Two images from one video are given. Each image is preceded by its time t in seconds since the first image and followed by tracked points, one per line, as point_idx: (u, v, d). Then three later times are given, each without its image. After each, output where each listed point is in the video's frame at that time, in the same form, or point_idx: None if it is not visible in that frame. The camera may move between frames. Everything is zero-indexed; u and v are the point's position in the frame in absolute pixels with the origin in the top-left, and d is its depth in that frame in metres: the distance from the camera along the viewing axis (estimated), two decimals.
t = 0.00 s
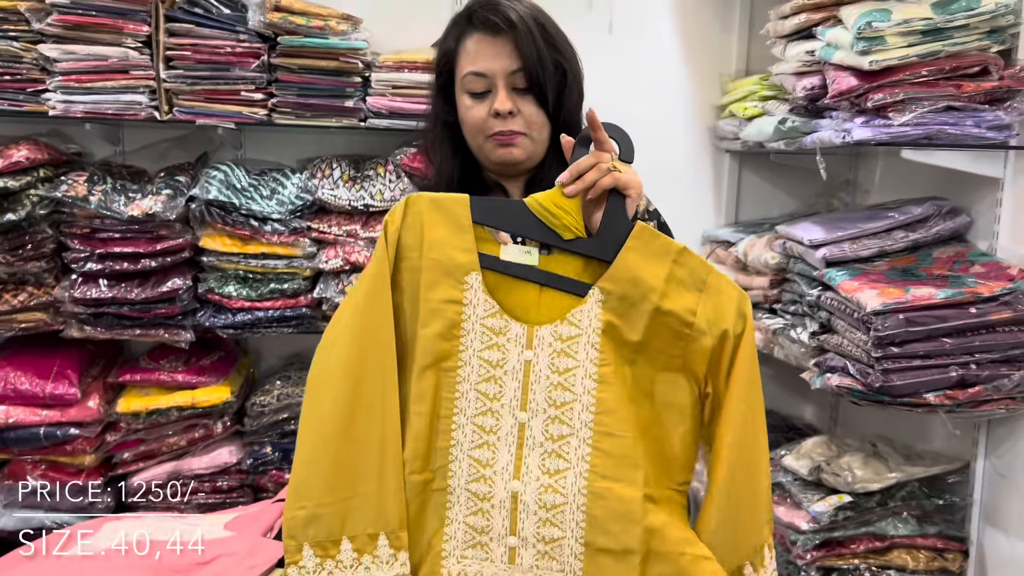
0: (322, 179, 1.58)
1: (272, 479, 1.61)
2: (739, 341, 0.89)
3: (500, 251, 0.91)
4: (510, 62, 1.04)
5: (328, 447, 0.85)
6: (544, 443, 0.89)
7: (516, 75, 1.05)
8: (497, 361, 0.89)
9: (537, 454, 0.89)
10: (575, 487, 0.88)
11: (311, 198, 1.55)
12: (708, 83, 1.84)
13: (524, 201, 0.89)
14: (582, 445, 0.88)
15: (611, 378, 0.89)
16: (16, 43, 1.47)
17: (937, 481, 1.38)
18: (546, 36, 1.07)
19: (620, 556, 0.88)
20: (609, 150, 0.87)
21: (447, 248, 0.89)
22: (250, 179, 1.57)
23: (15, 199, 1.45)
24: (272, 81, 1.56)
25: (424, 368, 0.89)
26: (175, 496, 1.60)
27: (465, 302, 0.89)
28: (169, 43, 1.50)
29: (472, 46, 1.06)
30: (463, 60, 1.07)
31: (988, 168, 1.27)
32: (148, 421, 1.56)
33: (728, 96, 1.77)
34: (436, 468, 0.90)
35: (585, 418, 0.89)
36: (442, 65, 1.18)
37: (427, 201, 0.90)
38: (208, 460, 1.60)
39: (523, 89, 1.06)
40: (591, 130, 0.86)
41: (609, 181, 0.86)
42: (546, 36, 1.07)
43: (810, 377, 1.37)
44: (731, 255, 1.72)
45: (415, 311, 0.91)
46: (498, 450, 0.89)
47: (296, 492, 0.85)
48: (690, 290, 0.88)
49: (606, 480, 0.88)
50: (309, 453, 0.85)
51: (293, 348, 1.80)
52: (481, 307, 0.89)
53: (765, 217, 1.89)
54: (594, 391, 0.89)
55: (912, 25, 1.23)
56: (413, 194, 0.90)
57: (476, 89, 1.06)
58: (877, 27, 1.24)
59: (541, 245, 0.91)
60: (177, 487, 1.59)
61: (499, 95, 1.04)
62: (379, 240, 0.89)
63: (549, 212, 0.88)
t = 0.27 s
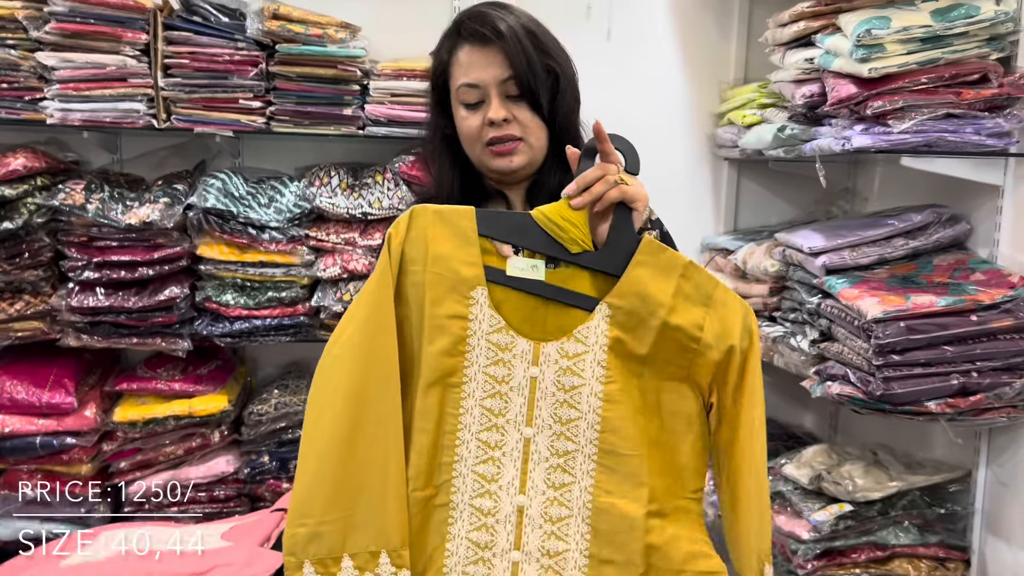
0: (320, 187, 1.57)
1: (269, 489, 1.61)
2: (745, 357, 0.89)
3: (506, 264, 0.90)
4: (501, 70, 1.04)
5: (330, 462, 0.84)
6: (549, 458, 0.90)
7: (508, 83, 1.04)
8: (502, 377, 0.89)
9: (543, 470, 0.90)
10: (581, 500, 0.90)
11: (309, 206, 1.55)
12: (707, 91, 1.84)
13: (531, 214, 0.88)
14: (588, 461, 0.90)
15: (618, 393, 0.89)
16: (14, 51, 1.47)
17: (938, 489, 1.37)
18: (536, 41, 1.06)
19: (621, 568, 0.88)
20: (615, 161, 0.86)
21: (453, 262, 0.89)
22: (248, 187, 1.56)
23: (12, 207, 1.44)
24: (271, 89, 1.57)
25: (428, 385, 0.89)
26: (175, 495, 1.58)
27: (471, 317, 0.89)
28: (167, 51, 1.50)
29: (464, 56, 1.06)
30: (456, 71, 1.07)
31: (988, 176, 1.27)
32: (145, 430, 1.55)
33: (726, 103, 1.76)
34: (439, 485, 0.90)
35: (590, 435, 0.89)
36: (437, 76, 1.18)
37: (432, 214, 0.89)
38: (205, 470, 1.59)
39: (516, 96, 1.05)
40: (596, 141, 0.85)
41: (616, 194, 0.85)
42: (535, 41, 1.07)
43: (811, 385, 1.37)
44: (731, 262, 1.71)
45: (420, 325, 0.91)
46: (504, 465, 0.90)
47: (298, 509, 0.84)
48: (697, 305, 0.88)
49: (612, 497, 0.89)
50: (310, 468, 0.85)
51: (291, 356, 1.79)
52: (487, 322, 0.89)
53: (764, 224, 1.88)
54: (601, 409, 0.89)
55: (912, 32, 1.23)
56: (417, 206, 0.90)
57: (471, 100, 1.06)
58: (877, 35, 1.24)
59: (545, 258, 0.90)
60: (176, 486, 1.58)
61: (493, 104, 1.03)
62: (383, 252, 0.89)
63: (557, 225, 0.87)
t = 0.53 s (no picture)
0: (317, 194, 1.57)
1: (266, 496, 1.59)
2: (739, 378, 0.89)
3: (505, 269, 0.91)
4: (487, 80, 1.03)
5: (330, 464, 0.84)
6: (550, 468, 0.89)
7: (495, 91, 1.04)
8: (503, 383, 0.89)
9: (543, 480, 0.89)
10: (583, 513, 0.89)
11: (306, 212, 1.54)
12: (703, 98, 1.84)
13: (538, 218, 0.88)
14: (590, 472, 0.89)
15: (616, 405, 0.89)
16: (9, 57, 1.46)
17: (937, 497, 1.37)
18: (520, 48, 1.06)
19: None
20: (627, 170, 0.85)
21: (453, 264, 0.89)
22: (245, 194, 1.55)
23: (7, 213, 1.43)
24: (267, 95, 1.56)
25: (427, 388, 0.89)
26: (175, 495, 1.57)
27: (471, 321, 0.88)
28: (164, 57, 1.50)
29: (451, 68, 1.06)
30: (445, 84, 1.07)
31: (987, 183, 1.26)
32: (140, 438, 1.54)
33: (724, 110, 1.76)
34: (438, 491, 0.90)
35: (593, 445, 0.89)
36: (427, 88, 1.17)
37: (433, 215, 0.89)
38: (201, 478, 1.58)
39: (505, 103, 1.05)
40: (609, 150, 0.84)
41: (624, 209, 0.85)
42: (519, 48, 1.06)
43: (810, 392, 1.36)
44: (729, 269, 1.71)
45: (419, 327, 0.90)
46: (504, 474, 0.89)
47: (296, 511, 0.83)
48: (695, 324, 0.88)
49: (612, 509, 0.88)
50: (309, 470, 0.84)
51: (287, 364, 1.79)
52: (487, 326, 0.88)
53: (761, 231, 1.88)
54: (603, 417, 0.89)
55: (910, 39, 1.23)
56: (418, 205, 0.90)
57: (462, 111, 1.05)
58: (875, 41, 1.23)
59: (546, 265, 0.90)
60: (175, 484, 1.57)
61: (482, 114, 1.03)
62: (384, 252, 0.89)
63: (562, 236, 0.88)
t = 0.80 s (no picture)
0: (310, 197, 1.56)
1: (258, 502, 1.59)
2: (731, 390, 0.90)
3: (503, 271, 0.90)
4: (482, 80, 1.03)
5: (326, 466, 0.83)
6: (547, 473, 0.88)
7: (490, 92, 1.03)
8: (500, 386, 0.88)
9: (540, 485, 0.88)
10: (579, 519, 0.88)
11: (299, 216, 1.54)
12: (697, 102, 1.84)
13: (540, 223, 0.88)
14: (587, 477, 0.88)
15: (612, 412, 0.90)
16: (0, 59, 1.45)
17: (930, 501, 1.36)
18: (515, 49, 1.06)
19: None
20: (631, 178, 0.85)
21: (451, 265, 0.88)
22: (238, 197, 1.55)
23: None
24: (260, 98, 1.56)
25: (423, 389, 0.88)
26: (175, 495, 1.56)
27: (469, 322, 0.88)
28: (156, 59, 1.49)
29: (446, 70, 1.06)
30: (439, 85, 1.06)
31: (981, 188, 1.27)
32: (131, 442, 1.53)
33: (718, 115, 1.77)
34: (433, 494, 0.88)
35: (590, 450, 0.88)
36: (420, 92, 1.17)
37: (432, 214, 0.89)
38: (193, 483, 1.57)
39: (500, 104, 1.04)
40: (614, 159, 0.84)
41: (624, 217, 0.86)
42: (514, 49, 1.06)
43: (803, 396, 1.36)
44: (723, 273, 1.71)
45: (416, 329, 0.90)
46: (499, 479, 0.88)
47: (291, 512, 0.82)
48: (690, 335, 0.89)
49: (608, 515, 0.88)
50: (305, 472, 0.83)
51: (280, 368, 1.78)
52: (485, 329, 0.88)
53: (755, 236, 1.88)
54: (601, 422, 0.89)
55: (904, 44, 1.23)
56: (416, 203, 0.89)
57: (456, 113, 1.05)
58: (869, 46, 1.24)
59: (544, 270, 0.90)
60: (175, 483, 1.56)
61: (477, 114, 1.02)
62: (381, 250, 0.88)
63: (562, 242, 0.88)
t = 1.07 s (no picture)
0: (300, 199, 1.55)
1: (246, 505, 1.58)
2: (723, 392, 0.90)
3: (495, 272, 0.90)
4: (475, 79, 1.03)
5: (318, 468, 0.82)
6: (539, 475, 0.88)
7: (483, 91, 1.04)
8: (492, 388, 0.88)
9: (532, 487, 0.88)
10: (571, 522, 0.88)
11: (288, 217, 1.53)
12: (688, 103, 1.84)
13: (534, 223, 0.88)
14: (579, 479, 0.88)
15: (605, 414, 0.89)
16: None
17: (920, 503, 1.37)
18: (509, 48, 1.06)
19: None
20: (625, 179, 0.85)
21: (443, 266, 0.88)
22: (227, 199, 1.54)
23: None
24: (249, 99, 1.55)
25: (415, 389, 0.88)
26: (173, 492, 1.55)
27: (461, 324, 0.88)
28: (144, 60, 1.48)
29: (439, 68, 1.05)
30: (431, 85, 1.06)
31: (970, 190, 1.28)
32: (119, 446, 1.52)
33: (708, 117, 1.77)
34: (424, 496, 0.88)
35: (582, 452, 0.88)
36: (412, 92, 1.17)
37: (424, 214, 0.88)
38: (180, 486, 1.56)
39: (492, 103, 1.04)
40: (609, 160, 0.84)
41: (618, 218, 0.85)
42: (507, 48, 1.06)
43: (794, 399, 1.36)
44: (713, 275, 1.71)
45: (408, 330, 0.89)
46: (491, 481, 0.88)
47: (282, 514, 0.82)
48: (683, 337, 0.89)
49: (599, 518, 0.88)
50: (296, 475, 0.82)
51: (269, 371, 1.77)
52: (478, 329, 0.88)
53: (745, 238, 1.88)
54: (593, 424, 0.89)
55: (893, 46, 1.23)
56: (408, 203, 0.89)
57: (448, 111, 1.05)
58: (859, 48, 1.24)
59: (537, 271, 0.90)
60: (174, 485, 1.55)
61: (470, 113, 1.02)
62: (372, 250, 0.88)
63: (556, 243, 0.88)
